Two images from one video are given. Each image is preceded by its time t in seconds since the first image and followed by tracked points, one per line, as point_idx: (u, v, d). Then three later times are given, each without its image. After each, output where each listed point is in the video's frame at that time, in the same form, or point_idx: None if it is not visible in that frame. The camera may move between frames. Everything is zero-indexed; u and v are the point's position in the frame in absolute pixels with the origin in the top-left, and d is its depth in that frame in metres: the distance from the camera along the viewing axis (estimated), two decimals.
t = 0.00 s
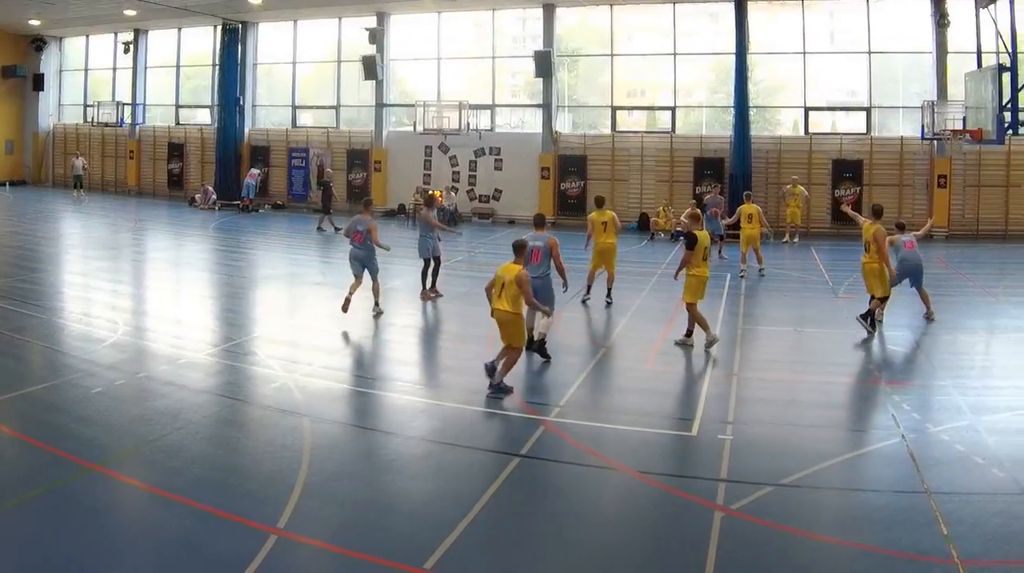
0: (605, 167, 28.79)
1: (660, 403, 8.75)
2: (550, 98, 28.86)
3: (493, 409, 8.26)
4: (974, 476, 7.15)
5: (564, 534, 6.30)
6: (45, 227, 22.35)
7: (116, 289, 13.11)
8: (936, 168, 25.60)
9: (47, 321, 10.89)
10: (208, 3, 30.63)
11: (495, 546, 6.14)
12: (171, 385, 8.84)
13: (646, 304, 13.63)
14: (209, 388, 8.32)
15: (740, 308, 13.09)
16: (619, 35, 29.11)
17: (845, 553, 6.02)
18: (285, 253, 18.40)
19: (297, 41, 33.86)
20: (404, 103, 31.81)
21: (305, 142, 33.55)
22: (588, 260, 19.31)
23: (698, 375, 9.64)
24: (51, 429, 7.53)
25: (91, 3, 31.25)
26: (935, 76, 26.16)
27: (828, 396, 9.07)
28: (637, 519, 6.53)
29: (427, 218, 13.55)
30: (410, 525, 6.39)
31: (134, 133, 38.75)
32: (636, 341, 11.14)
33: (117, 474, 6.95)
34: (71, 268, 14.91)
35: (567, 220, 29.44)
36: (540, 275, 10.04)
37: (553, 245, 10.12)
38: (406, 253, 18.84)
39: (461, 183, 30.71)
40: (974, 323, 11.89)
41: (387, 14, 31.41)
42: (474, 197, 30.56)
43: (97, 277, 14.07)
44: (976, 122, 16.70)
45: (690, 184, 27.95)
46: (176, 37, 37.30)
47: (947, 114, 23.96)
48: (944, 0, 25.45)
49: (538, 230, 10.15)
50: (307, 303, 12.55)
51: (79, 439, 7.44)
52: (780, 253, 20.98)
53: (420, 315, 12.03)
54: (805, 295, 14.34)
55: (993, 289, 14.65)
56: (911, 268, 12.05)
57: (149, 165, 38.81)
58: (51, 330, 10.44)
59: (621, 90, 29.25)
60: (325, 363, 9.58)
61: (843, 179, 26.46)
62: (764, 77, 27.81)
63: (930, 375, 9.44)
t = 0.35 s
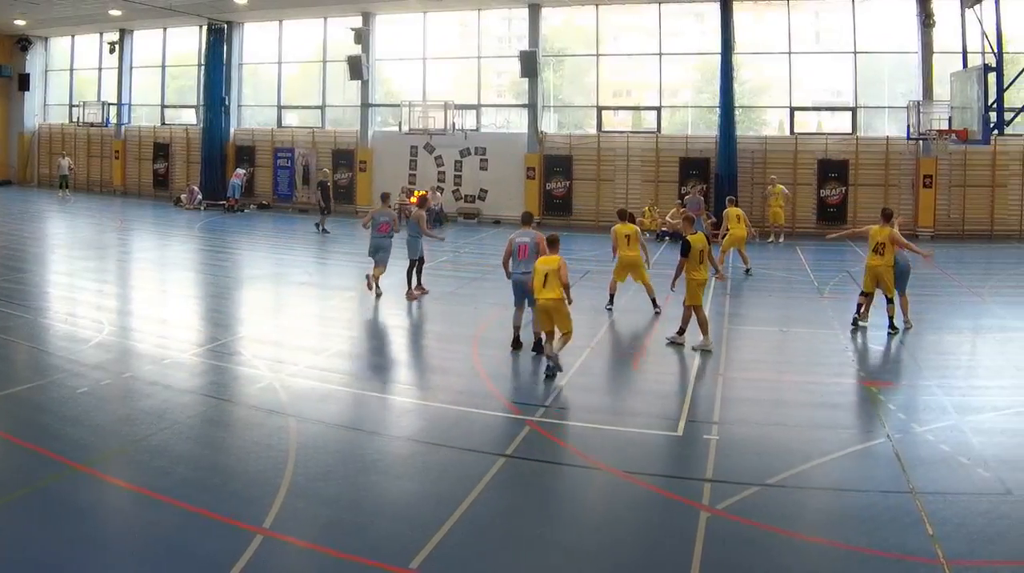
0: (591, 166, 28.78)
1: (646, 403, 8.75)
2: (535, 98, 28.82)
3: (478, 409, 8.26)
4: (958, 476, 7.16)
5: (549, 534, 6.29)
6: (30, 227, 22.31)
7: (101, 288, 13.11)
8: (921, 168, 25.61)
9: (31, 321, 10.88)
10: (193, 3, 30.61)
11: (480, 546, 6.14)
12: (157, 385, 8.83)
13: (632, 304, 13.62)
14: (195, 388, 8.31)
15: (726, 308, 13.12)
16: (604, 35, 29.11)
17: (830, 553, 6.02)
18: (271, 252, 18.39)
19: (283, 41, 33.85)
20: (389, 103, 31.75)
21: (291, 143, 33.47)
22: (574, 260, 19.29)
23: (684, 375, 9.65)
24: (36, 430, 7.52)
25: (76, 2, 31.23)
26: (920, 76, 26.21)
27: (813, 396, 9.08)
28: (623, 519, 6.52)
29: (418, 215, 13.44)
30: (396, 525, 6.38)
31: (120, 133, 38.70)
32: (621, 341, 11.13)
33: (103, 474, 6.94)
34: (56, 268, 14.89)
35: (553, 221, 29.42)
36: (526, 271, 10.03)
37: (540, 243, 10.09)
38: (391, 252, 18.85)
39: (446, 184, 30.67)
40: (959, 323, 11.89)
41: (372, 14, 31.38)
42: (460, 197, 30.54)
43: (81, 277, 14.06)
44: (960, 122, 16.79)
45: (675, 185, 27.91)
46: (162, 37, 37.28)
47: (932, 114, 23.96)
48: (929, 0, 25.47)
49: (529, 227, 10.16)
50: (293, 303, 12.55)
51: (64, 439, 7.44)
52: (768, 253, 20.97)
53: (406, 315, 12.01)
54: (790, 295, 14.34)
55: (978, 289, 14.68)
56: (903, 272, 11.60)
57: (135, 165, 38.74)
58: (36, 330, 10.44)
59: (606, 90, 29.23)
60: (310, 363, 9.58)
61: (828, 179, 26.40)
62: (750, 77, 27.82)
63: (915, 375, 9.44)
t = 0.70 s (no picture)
0: (578, 166, 28.74)
1: (634, 404, 8.76)
2: (521, 97, 28.77)
3: (464, 409, 8.26)
4: (946, 476, 7.15)
5: (536, 535, 6.29)
6: (17, 227, 22.28)
7: (89, 288, 13.11)
8: (908, 168, 25.69)
9: (18, 321, 10.88)
10: (180, 3, 30.58)
11: (467, 545, 6.14)
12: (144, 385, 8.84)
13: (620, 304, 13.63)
14: (181, 388, 8.31)
15: (714, 307, 13.13)
16: (591, 34, 29.09)
17: (817, 553, 6.02)
18: (258, 252, 18.40)
19: (269, 42, 33.85)
20: (376, 103, 31.73)
21: (278, 143, 33.45)
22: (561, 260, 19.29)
23: (670, 375, 9.65)
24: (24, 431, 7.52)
25: (63, 3, 31.22)
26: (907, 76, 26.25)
27: (800, 396, 9.08)
28: (610, 520, 6.52)
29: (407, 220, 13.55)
30: (381, 525, 6.38)
31: (107, 133, 38.68)
32: (607, 341, 11.13)
33: (90, 474, 6.94)
34: (42, 268, 14.89)
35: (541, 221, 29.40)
36: (522, 279, 9.86)
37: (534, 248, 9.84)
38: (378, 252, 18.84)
39: (433, 183, 30.67)
40: (947, 323, 11.88)
41: (358, 14, 31.36)
42: (447, 197, 30.55)
43: (68, 277, 14.06)
44: (947, 122, 16.78)
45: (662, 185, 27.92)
46: (149, 37, 37.28)
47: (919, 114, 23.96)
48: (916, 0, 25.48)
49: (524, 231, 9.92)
50: (280, 303, 12.55)
51: (51, 440, 7.43)
52: (756, 253, 20.96)
53: (392, 316, 12.00)
54: (777, 294, 14.34)
55: (965, 288, 14.69)
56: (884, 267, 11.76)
57: (122, 165, 38.71)
58: (22, 330, 10.45)
59: (593, 90, 29.22)
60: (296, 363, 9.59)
61: (815, 179, 26.46)
62: (737, 77, 27.82)
63: (902, 375, 9.44)
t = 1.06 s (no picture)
0: (564, 166, 28.71)
1: (619, 403, 8.76)
2: (508, 97, 28.71)
3: (450, 409, 8.26)
4: (932, 476, 7.16)
5: (523, 535, 6.29)
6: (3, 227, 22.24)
7: (76, 289, 13.11)
8: (894, 168, 25.68)
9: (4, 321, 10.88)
10: (167, 3, 30.58)
11: (454, 545, 6.14)
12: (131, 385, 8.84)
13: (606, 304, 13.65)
14: (169, 388, 8.32)
15: (700, 308, 13.13)
16: (578, 34, 29.09)
17: (804, 553, 6.02)
18: (245, 252, 18.40)
19: (256, 42, 33.84)
20: (362, 103, 31.71)
21: (264, 142, 33.51)
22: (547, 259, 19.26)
23: (656, 375, 9.65)
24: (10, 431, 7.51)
25: (49, 3, 31.21)
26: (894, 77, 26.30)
27: (787, 396, 9.08)
28: (597, 520, 6.52)
29: (395, 219, 13.51)
30: (368, 525, 6.39)
31: (94, 133, 38.66)
32: (593, 341, 11.12)
33: (78, 474, 6.95)
34: (29, 268, 14.88)
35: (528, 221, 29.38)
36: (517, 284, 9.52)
37: (534, 254, 9.50)
38: (366, 252, 18.84)
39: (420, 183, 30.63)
40: (934, 323, 11.88)
41: (345, 14, 31.35)
42: (433, 197, 30.54)
43: (55, 277, 14.06)
44: (932, 122, 16.95)
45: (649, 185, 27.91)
46: (136, 37, 37.27)
47: (906, 114, 23.96)
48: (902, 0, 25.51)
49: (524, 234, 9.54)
50: (267, 303, 12.55)
51: (38, 439, 7.43)
52: (744, 253, 20.95)
53: (378, 316, 12.00)
54: (764, 294, 14.35)
55: (951, 289, 14.69)
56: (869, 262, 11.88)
57: (108, 165, 38.67)
58: (8, 330, 10.44)
59: (579, 90, 29.23)
60: (282, 363, 9.59)
61: (802, 179, 26.46)
62: (724, 78, 27.84)
63: (889, 375, 9.45)
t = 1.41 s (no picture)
0: (551, 166, 28.69)
1: (607, 402, 8.77)
2: (495, 97, 28.69)
3: (436, 409, 8.26)
4: (918, 476, 7.16)
5: (509, 535, 6.30)
6: None
7: (62, 289, 13.10)
8: (882, 168, 25.66)
9: None
10: (153, 3, 30.59)
11: (441, 545, 6.14)
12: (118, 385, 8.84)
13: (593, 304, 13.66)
14: (155, 388, 8.31)
15: (688, 308, 13.13)
16: (565, 34, 29.09)
17: (790, 553, 6.03)
18: (231, 252, 18.39)
19: (242, 42, 33.81)
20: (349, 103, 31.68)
21: (251, 142, 33.50)
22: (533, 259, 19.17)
23: (642, 375, 9.65)
24: None
25: (36, 2, 31.21)
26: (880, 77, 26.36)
27: (773, 396, 9.08)
28: (583, 520, 6.52)
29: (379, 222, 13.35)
30: (354, 525, 6.39)
31: (80, 133, 38.61)
32: (579, 341, 11.12)
33: (65, 474, 6.95)
34: (15, 268, 14.87)
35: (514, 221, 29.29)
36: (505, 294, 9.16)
37: (518, 261, 9.17)
38: (352, 252, 18.84)
39: (406, 184, 30.53)
40: (920, 324, 11.87)
41: (332, 14, 31.34)
42: (419, 197, 30.46)
43: (41, 277, 14.05)
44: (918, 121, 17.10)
45: (636, 184, 27.92)
46: (122, 37, 37.24)
47: (892, 114, 23.96)
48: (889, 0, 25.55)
49: (502, 243, 9.18)
50: (254, 303, 12.55)
51: (25, 440, 7.44)
52: (732, 253, 20.94)
53: (365, 316, 12.00)
54: (751, 294, 14.36)
55: (937, 289, 14.69)
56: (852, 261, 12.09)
57: (94, 165, 38.60)
58: None
59: (566, 90, 29.21)
60: (267, 363, 9.59)
61: (789, 178, 26.47)
62: (710, 77, 27.88)
63: (876, 375, 9.45)
